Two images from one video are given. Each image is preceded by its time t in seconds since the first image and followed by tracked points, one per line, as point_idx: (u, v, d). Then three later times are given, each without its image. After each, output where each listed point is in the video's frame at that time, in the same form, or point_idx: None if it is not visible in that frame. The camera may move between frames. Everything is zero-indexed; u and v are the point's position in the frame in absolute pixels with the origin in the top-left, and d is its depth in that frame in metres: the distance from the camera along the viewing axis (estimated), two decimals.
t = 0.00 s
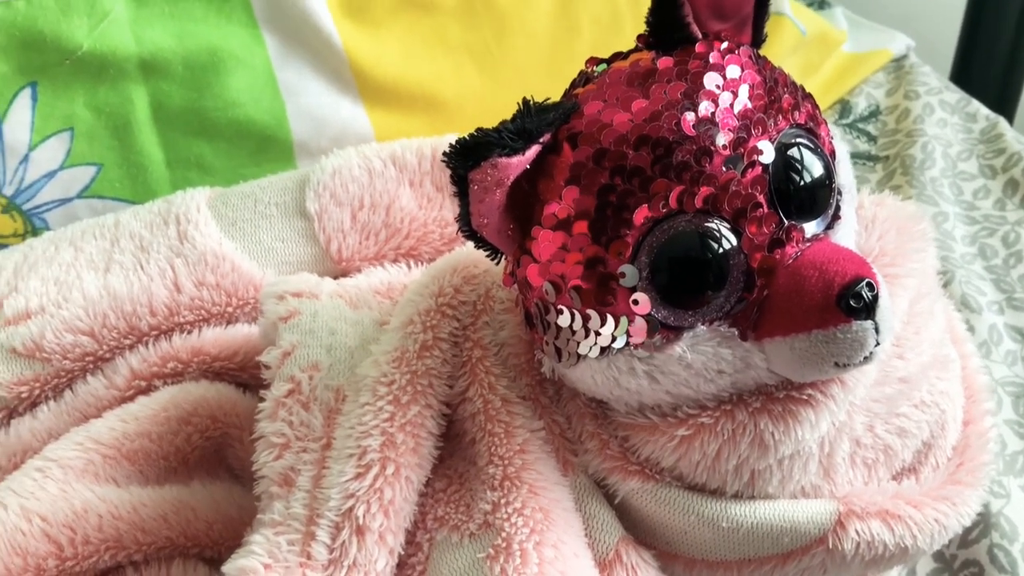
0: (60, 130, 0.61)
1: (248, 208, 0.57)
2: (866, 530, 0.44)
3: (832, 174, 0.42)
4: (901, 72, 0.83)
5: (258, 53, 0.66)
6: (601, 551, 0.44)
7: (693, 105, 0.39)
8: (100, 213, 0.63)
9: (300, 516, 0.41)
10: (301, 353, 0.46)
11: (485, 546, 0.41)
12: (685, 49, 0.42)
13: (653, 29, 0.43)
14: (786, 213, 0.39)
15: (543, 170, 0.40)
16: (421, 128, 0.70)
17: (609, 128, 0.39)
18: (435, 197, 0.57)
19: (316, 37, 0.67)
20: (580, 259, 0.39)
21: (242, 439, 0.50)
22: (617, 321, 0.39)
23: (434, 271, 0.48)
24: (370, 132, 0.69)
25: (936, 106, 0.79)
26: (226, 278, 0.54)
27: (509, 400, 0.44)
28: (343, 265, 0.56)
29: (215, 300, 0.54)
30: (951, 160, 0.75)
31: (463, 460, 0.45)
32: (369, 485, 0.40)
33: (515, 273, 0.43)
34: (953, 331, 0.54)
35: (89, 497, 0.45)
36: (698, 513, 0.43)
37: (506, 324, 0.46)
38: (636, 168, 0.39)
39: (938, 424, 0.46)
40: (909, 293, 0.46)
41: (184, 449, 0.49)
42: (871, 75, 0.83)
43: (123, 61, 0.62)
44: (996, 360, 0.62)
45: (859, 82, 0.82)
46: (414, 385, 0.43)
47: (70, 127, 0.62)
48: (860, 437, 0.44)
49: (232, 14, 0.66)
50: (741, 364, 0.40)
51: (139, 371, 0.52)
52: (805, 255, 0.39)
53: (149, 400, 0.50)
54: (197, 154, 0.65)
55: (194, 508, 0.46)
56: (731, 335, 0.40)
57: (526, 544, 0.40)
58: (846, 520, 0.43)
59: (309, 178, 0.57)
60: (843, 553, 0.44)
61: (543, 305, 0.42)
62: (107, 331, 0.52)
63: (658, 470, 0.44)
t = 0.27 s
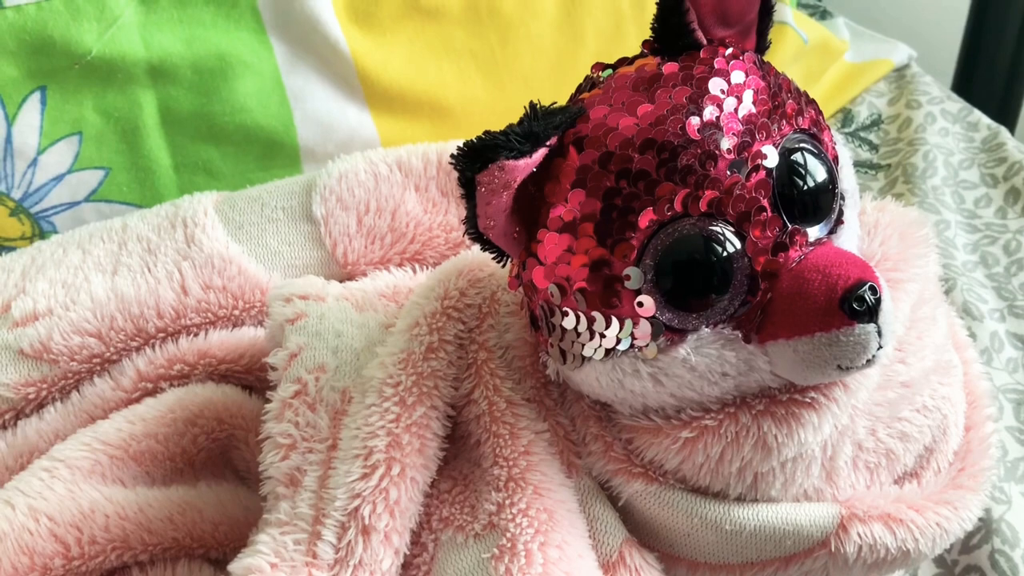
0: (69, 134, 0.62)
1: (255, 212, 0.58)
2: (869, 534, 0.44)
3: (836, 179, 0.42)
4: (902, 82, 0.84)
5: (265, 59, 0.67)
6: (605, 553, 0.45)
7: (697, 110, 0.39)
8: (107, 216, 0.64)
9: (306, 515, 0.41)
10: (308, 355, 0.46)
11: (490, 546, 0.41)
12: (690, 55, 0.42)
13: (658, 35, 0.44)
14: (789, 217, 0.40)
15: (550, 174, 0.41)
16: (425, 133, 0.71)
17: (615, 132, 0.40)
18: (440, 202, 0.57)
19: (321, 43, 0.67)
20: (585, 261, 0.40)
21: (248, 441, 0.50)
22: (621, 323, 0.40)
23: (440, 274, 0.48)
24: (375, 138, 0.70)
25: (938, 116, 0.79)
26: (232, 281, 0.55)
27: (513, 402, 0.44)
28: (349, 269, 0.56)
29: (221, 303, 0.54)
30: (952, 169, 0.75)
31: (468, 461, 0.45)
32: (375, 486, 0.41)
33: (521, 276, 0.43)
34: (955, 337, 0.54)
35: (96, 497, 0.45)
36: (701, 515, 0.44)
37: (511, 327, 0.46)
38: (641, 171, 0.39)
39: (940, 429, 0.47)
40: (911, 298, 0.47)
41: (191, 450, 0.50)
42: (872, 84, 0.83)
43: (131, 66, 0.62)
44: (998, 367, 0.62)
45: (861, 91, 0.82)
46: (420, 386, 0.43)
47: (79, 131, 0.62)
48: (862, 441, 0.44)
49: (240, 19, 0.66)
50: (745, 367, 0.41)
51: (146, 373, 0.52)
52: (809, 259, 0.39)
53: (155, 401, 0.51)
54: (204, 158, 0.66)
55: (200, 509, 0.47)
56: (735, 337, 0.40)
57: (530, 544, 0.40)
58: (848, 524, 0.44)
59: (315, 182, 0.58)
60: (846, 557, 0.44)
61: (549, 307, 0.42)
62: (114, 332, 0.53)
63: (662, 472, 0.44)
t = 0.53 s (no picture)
0: (66, 137, 0.62)
1: (252, 215, 0.58)
2: (868, 540, 0.43)
3: (835, 183, 0.42)
4: (903, 82, 0.83)
5: (263, 61, 0.66)
6: (603, 559, 0.44)
7: (695, 114, 0.39)
8: (104, 219, 0.64)
9: (301, 523, 0.41)
10: (304, 360, 0.46)
11: (487, 553, 0.41)
12: (687, 58, 0.42)
13: (655, 39, 0.43)
14: (788, 222, 0.39)
15: (547, 179, 0.41)
16: (424, 136, 0.70)
17: (612, 136, 0.39)
18: (438, 205, 0.57)
19: (319, 46, 0.67)
20: (582, 267, 0.39)
21: (245, 446, 0.50)
22: (619, 329, 0.40)
23: (437, 279, 0.48)
24: (373, 141, 0.69)
25: (939, 117, 0.79)
26: (229, 285, 0.54)
27: (511, 407, 0.44)
28: (346, 273, 0.56)
29: (219, 307, 0.54)
30: (953, 170, 0.75)
31: (466, 467, 0.45)
32: (371, 493, 0.40)
33: (518, 281, 0.43)
34: (955, 341, 0.54)
35: (91, 503, 0.45)
36: (700, 521, 0.43)
37: (508, 332, 0.46)
38: (638, 176, 0.39)
39: (940, 434, 0.47)
40: (911, 302, 0.46)
41: (187, 455, 0.49)
42: (873, 85, 0.83)
43: (128, 68, 0.62)
44: (999, 370, 0.62)
45: (861, 92, 0.82)
46: (416, 392, 0.43)
47: (75, 134, 0.62)
48: (862, 446, 0.44)
49: (237, 21, 0.66)
50: (744, 373, 0.40)
51: (142, 378, 0.52)
52: (807, 264, 0.39)
53: (152, 406, 0.50)
54: (201, 161, 0.65)
55: (197, 515, 0.46)
56: (733, 343, 0.40)
57: (527, 552, 0.40)
58: (848, 530, 0.43)
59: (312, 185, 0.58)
60: (845, 563, 0.44)
61: (546, 313, 0.42)
62: (110, 337, 0.53)
63: (660, 478, 0.44)
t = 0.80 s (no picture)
0: (60, 141, 0.62)
1: (247, 220, 0.58)
2: (863, 544, 0.44)
3: (829, 188, 0.42)
4: (897, 88, 0.83)
5: (259, 66, 0.66)
6: (599, 563, 0.44)
7: (690, 119, 0.39)
8: (99, 223, 0.64)
9: (297, 527, 0.41)
10: (300, 365, 0.46)
11: (483, 558, 0.41)
12: (683, 63, 0.42)
13: (651, 44, 0.44)
14: (782, 227, 0.40)
15: (543, 183, 0.41)
16: (419, 140, 0.70)
17: (608, 142, 0.40)
18: (433, 210, 0.57)
19: (315, 52, 0.67)
20: (577, 271, 0.40)
21: (240, 450, 0.50)
22: (614, 333, 0.40)
23: (432, 284, 0.48)
24: (369, 146, 0.69)
25: (933, 122, 0.79)
26: (225, 290, 0.54)
27: (506, 412, 0.44)
28: (341, 277, 0.56)
29: (214, 312, 0.54)
30: (947, 175, 0.75)
31: (461, 471, 0.45)
32: (367, 497, 0.40)
33: (513, 285, 0.43)
34: (949, 346, 0.54)
35: (86, 508, 0.45)
36: (695, 525, 0.43)
37: (504, 336, 0.46)
38: (634, 181, 0.39)
39: (934, 438, 0.47)
40: (906, 306, 0.46)
41: (182, 460, 0.49)
42: (867, 90, 0.83)
43: (124, 73, 0.62)
44: (993, 374, 0.62)
45: (855, 97, 0.82)
46: (412, 397, 0.43)
47: (70, 139, 0.62)
48: (856, 451, 0.44)
49: (233, 26, 0.65)
50: (738, 377, 0.40)
51: (137, 383, 0.52)
52: (802, 269, 0.39)
53: (147, 410, 0.50)
54: (197, 166, 0.65)
55: (192, 519, 0.46)
56: (728, 347, 0.40)
57: (523, 556, 0.40)
58: (842, 534, 0.43)
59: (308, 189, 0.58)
60: (840, 567, 0.44)
61: (541, 317, 0.42)
62: (105, 342, 0.53)
63: (656, 483, 0.44)
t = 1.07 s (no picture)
0: (66, 150, 0.62)
1: (252, 232, 0.58)
2: (863, 563, 0.44)
3: (834, 210, 0.43)
4: (891, 122, 0.85)
5: (267, 81, 0.67)
6: None
7: (701, 138, 0.40)
8: (102, 231, 0.64)
9: (301, 533, 0.41)
10: (305, 373, 0.46)
11: (487, 567, 0.41)
12: (693, 85, 0.43)
13: (662, 65, 0.44)
14: (789, 246, 0.40)
15: (554, 197, 0.41)
16: (424, 160, 0.71)
17: (619, 157, 0.40)
18: (438, 225, 0.57)
19: (326, 74, 0.68)
20: (587, 284, 0.40)
21: (241, 459, 0.50)
22: (622, 346, 0.40)
23: (438, 297, 0.48)
24: (373, 162, 0.70)
25: (926, 156, 0.81)
26: (229, 300, 0.55)
27: (511, 423, 0.44)
28: (344, 290, 0.56)
29: (216, 321, 0.54)
30: (940, 208, 0.77)
31: (464, 483, 0.45)
32: (372, 504, 0.41)
33: (522, 298, 0.43)
34: (946, 371, 0.54)
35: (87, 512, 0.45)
36: (697, 541, 0.44)
37: (510, 349, 0.46)
38: (645, 197, 0.39)
39: (932, 461, 0.47)
40: (907, 329, 0.47)
41: (183, 468, 0.49)
42: (861, 124, 0.84)
43: (133, 84, 0.63)
44: (986, 403, 0.63)
45: (850, 130, 0.83)
46: (418, 406, 0.44)
47: (77, 147, 0.62)
48: (857, 471, 0.44)
49: (243, 41, 0.66)
50: (744, 393, 0.41)
51: (139, 390, 0.52)
52: (808, 287, 0.40)
53: (148, 417, 0.50)
54: (202, 178, 0.66)
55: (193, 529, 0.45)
56: (735, 363, 0.40)
57: (528, 566, 0.40)
58: (843, 553, 0.44)
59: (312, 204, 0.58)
60: None
61: (549, 330, 0.42)
62: (107, 348, 0.52)
63: (659, 498, 0.44)
